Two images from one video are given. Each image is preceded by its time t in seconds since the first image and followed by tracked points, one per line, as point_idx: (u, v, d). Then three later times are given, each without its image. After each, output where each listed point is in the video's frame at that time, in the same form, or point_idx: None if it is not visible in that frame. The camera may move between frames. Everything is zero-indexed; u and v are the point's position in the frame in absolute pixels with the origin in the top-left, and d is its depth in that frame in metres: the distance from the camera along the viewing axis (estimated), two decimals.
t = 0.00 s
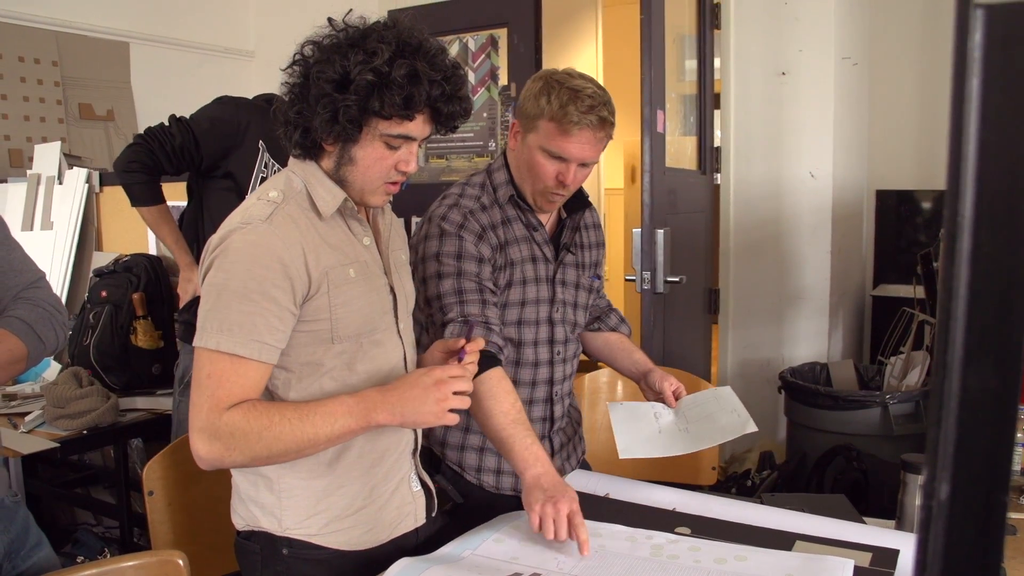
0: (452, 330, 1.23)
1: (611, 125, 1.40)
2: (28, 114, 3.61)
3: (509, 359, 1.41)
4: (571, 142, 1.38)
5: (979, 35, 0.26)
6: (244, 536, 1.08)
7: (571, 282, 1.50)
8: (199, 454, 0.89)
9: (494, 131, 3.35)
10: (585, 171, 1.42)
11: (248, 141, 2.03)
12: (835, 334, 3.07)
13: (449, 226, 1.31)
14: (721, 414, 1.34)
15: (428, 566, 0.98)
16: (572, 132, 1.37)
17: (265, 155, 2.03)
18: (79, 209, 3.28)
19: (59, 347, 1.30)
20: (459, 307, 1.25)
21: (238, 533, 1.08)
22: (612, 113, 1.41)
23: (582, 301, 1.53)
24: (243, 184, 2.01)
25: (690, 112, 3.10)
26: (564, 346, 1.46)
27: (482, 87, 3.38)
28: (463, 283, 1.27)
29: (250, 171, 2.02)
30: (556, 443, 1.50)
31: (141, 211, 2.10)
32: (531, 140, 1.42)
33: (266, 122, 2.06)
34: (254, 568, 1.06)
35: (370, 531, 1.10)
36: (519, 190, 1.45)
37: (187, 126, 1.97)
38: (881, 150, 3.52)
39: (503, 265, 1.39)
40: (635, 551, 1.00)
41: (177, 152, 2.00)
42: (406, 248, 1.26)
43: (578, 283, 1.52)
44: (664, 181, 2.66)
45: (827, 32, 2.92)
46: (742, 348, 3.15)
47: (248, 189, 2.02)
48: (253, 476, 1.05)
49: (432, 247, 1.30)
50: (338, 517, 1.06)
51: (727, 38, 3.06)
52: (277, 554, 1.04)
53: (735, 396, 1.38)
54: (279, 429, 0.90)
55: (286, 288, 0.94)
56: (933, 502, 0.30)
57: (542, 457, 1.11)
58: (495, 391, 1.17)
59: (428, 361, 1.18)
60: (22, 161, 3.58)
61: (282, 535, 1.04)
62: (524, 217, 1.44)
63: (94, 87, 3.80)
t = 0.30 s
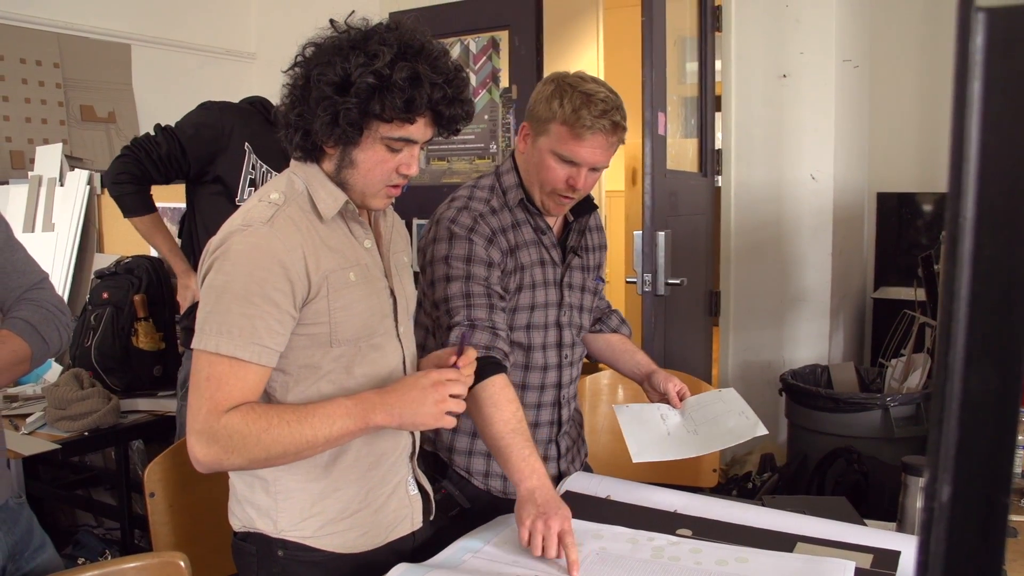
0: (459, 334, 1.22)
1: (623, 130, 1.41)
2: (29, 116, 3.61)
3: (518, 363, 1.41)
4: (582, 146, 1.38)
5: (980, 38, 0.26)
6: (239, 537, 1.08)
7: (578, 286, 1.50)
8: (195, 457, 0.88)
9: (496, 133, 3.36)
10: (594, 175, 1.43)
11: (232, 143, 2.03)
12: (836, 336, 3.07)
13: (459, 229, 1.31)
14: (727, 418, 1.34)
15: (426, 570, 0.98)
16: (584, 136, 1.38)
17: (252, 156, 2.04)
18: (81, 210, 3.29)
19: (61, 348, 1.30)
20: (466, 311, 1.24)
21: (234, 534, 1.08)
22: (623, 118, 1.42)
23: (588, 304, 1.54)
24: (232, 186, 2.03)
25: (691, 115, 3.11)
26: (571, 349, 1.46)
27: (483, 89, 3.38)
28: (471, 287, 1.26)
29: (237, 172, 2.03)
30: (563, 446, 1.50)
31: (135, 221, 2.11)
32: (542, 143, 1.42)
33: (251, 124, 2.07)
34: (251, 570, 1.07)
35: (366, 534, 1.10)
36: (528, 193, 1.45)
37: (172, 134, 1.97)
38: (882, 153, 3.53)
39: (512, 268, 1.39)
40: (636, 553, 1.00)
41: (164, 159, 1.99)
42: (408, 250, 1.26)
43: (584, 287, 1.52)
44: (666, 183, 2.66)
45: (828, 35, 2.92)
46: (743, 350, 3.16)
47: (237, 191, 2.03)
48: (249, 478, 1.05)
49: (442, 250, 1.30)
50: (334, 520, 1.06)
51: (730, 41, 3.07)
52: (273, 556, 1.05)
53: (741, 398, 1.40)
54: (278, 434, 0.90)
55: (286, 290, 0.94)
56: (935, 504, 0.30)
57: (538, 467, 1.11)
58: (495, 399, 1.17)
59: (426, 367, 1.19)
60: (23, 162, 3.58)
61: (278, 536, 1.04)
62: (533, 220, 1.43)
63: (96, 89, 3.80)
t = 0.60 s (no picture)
0: (460, 336, 1.22)
1: (625, 129, 1.41)
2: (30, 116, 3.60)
3: (522, 365, 1.41)
4: (585, 146, 1.39)
5: (984, 40, 0.26)
6: (238, 537, 1.08)
7: (582, 287, 1.50)
8: (188, 456, 0.88)
9: (496, 136, 3.37)
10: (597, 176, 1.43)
11: (217, 145, 1.97)
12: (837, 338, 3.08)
13: (461, 231, 1.31)
14: (734, 417, 1.34)
15: (427, 571, 0.99)
16: (587, 136, 1.38)
17: (238, 157, 1.98)
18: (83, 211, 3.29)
19: (64, 348, 1.29)
20: (468, 313, 1.24)
21: (233, 534, 1.08)
22: (625, 118, 1.42)
23: (592, 306, 1.54)
24: (218, 189, 1.97)
25: (692, 117, 3.12)
26: (575, 351, 1.46)
27: (485, 91, 3.38)
28: (473, 289, 1.26)
29: (223, 174, 1.97)
30: (568, 448, 1.50)
31: (123, 226, 2.09)
32: (545, 143, 1.42)
33: (236, 126, 2.00)
34: (249, 570, 1.07)
35: (364, 536, 1.10)
36: (530, 195, 1.46)
37: (156, 137, 1.94)
38: (883, 156, 3.54)
39: (514, 271, 1.39)
40: (637, 554, 1.00)
41: (150, 162, 1.96)
42: (412, 252, 1.26)
43: (588, 288, 1.52)
44: (667, 185, 2.66)
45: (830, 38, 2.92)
46: (744, 352, 3.16)
47: (224, 193, 1.97)
48: (248, 479, 1.05)
49: (444, 252, 1.30)
50: (332, 522, 1.07)
51: (732, 43, 3.08)
52: (271, 557, 1.05)
53: (747, 399, 1.39)
54: (274, 439, 0.90)
55: (286, 293, 0.94)
56: (936, 506, 0.30)
57: (541, 470, 1.11)
58: (498, 401, 1.17)
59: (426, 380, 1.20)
60: (26, 163, 3.57)
61: (276, 537, 1.04)
62: (535, 222, 1.43)
63: (97, 90, 3.79)
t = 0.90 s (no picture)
0: (457, 340, 1.23)
1: (625, 130, 1.41)
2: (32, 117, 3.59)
3: (521, 367, 1.41)
4: (585, 148, 1.39)
5: (988, 43, 0.26)
6: (241, 539, 1.08)
7: (583, 290, 1.50)
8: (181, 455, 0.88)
9: (499, 136, 3.37)
10: (597, 178, 1.43)
11: (189, 145, 1.96)
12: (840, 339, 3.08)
13: (458, 234, 1.31)
14: (735, 421, 1.34)
15: (430, 572, 0.99)
16: (587, 138, 1.38)
17: (211, 158, 1.97)
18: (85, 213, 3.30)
19: (71, 348, 1.29)
20: (465, 317, 1.25)
21: (237, 535, 1.08)
22: (625, 119, 1.43)
23: (594, 307, 1.53)
24: (192, 189, 1.94)
25: (693, 118, 3.11)
26: (576, 353, 1.46)
27: (487, 92, 3.38)
28: (470, 293, 1.26)
29: (197, 174, 1.95)
30: (569, 450, 1.50)
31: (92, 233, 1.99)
32: (545, 145, 1.42)
33: (206, 126, 1.99)
34: (252, 571, 1.07)
35: (366, 539, 1.10)
36: (530, 197, 1.46)
37: (127, 140, 1.90)
38: (885, 157, 3.53)
39: (513, 273, 1.38)
40: (639, 556, 1.00)
41: (120, 166, 1.91)
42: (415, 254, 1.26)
43: (590, 290, 1.52)
44: (669, 187, 2.66)
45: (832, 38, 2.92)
46: (747, 354, 3.16)
47: (199, 194, 1.95)
48: (251, 481, 1.05)
49: (441, 255, 1.30)
50: (335, 524, 1.06)
51: (733, 44, 3.07)
52: (274, 558, 1.05)
53: (751, 401, 1.39)
54: (258, 441, 0.89)
55: (289, 298, 0.94)
56: (942, 508, 0.30)
57: (541, 472, 1.12)
58: (496, 405, 1.17)
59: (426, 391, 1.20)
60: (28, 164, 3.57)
61: (279, 538, 1.04)
62: (535, 224, 1.44)
63: (98, 90, 3.78)
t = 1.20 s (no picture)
0: (443, 350, 1.24)
1: (621, 132, 1.41)
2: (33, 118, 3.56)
3: (516, 369, 1.41)
4: (580, 150, 1.39)
5: (991, 44, 0.26)
6: (242, 539, 1.08)
7: (578, 291, 1.49)
8: (179, 455, 0.89)
9: (500, 137, 3.37)
10: (594, 179, 1.43)
11: (148, 149, 1.91)
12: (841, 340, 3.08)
13: (451, 236, 1.31)
14: (731, 425, 1.34)
15: (431, 572, 0.99)
16: (582, 140, 1.38)
17: (173, 160, 1.92)
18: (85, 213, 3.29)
19: (91, 347, 1.30)
20: (452, 326, 1.25)
21: (237, 536, 1.08)
22: (622, 120, 1.42)
23: (591, 309, 1.53)
24: (155, 195, 1.89)
25: (694, 119, 3.11)
26: (572, 354, 1.45)
27: (488, 93, 3.39)
28: (458, 300, 1.27)
29: (158, 179, 1.90)
30: (565, 452, 1.49)
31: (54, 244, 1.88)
32: (540, 147, 1.42)
33: (165, 127, 1.94)
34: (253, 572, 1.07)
35: (367, 539, 1.10)
36: (526, 198, 1.46)
37: (82, 146, 1.84)
38: (886, 157, 3.53)
39: (506, 275, 1.38)
40: (640, 557, 1.00)
41: (70, 176, 1.85)
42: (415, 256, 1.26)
43: (586, 291, 1.52)
44: (669, 188, 2.65)
45: (833, 39, 2.92)
46: (748, 355, 3.16)
47: (162, 199, 1.90)
48: (253, 481, 1.06)
49: (433, 258, 1.30)
50: (336, 525, 1.06)
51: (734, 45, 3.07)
52: (275, 559, 1.05)
53: (748, 407, 1.38)
54: (256, 438, 0.89)
55: (289, 300, 0.94)
56: (945, 509, 0.30)
57: (542, 468, 1.16)
58: (489, 411, 1.19)
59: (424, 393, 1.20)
60: (28, 164, 3.54)
61: (280, 538, 1.04)
62: (530, 226, 1.44)
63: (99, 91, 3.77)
